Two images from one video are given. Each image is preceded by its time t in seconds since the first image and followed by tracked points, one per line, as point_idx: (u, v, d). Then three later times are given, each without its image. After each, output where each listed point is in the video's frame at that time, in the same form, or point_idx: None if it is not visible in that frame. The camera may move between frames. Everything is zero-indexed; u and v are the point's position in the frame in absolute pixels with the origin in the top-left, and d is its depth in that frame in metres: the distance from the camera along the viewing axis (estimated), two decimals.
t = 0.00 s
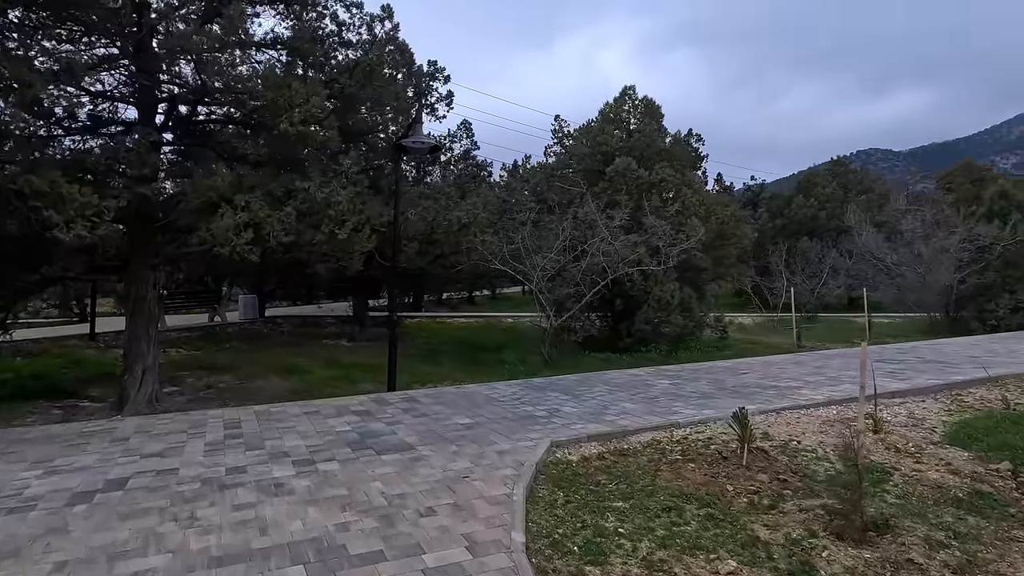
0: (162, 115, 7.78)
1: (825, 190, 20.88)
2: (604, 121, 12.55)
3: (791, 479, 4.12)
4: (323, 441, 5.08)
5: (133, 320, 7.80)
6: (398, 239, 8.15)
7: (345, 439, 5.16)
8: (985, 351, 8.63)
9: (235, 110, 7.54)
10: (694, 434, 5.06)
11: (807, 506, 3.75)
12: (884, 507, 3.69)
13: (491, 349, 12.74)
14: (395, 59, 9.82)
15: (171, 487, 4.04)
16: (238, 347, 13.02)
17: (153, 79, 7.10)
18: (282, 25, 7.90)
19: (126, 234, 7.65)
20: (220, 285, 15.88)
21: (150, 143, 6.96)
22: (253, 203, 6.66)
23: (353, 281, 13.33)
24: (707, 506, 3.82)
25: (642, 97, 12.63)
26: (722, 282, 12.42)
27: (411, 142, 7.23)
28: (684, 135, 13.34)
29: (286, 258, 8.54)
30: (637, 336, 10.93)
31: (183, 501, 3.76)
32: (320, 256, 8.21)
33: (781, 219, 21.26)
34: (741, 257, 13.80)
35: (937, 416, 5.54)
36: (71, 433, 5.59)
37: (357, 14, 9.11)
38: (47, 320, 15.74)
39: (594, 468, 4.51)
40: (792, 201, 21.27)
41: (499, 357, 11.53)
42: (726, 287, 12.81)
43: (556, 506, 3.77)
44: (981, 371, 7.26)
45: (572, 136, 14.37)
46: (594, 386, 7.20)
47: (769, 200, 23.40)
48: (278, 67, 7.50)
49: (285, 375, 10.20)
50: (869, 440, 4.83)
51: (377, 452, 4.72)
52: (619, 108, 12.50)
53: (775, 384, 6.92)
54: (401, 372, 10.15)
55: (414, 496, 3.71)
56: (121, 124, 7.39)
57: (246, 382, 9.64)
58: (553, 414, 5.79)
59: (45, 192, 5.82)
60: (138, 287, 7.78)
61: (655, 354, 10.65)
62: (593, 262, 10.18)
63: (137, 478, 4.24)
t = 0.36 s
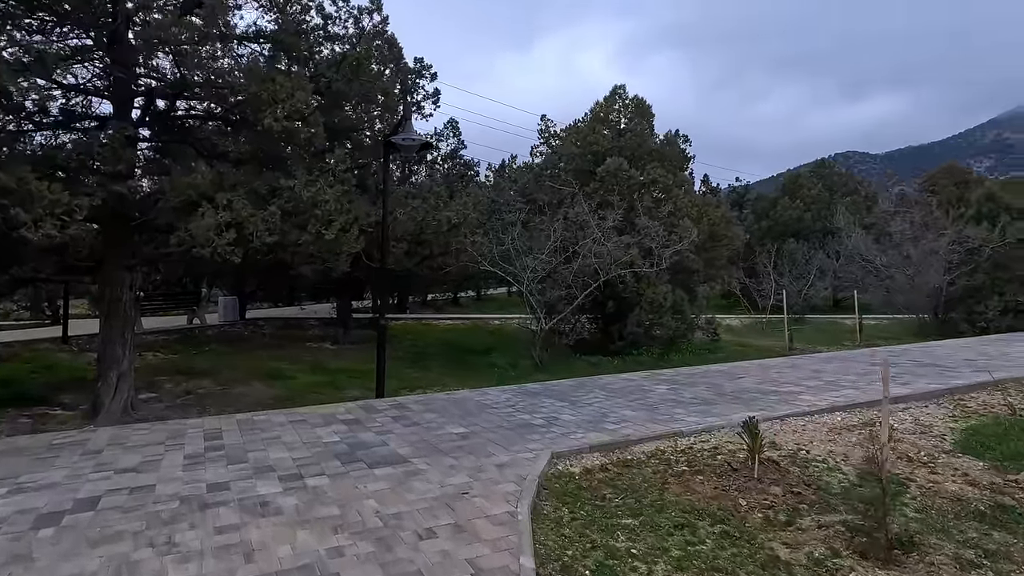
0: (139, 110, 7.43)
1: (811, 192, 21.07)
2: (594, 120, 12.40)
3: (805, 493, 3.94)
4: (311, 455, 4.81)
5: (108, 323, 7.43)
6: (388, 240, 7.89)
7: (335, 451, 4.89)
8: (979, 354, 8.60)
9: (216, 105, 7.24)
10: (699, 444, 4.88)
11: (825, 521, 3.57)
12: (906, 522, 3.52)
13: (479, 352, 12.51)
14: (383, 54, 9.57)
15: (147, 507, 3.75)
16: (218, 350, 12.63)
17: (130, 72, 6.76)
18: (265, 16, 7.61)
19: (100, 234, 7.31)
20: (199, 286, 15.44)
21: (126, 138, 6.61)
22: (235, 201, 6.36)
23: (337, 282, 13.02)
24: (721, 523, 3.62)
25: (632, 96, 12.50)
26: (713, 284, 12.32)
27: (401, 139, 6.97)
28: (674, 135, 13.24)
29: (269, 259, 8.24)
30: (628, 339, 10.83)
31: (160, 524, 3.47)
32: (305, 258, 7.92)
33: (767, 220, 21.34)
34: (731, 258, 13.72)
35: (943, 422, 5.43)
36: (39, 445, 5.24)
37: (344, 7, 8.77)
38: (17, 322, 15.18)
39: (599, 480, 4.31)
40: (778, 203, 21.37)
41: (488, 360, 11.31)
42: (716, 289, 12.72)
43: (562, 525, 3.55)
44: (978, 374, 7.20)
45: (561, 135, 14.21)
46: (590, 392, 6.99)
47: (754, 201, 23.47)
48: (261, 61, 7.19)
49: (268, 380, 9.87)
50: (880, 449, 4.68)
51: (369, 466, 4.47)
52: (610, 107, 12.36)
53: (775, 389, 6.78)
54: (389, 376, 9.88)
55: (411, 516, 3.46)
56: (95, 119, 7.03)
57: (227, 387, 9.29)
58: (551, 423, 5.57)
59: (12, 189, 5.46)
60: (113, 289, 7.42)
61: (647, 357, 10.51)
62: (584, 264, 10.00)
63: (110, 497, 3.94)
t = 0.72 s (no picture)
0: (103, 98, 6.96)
1: (793, 190, 21.14)
2: (580, 115, 12.17)
3: (815, 506, 3.71)
4: (286, 466, 4.48)
5: (69, 324, 6.97)
6: (367, 237, 7.56)
7: (311, 462, 4.56)
8: (969, 355, 8.50)
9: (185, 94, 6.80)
10: (698, 453, 4.65)
11: (841, 538, 3.34)
12: (924, 536, 3.30)
13: (462, 352, 12.22)
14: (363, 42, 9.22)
15: (101, 529, 3.39)
16: (190, 351, 12.16)
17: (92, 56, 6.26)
18: None
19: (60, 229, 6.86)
20: (171, 285, 14.90)
21: (86, 126, 6.18)
22: (204, 193, 5.98)
23: (316, 280, 12.63)
24: (729, 540, 3.37)
25: (618, 91, 12.28)
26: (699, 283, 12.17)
27: (381, 130, 6.63)
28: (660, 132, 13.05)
29: (243, 255, 7.85)
30: (615, 339, 10.62)
31: (114, 549, 3.12)
32: (281, 254, 7.55)
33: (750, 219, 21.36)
34: (717, 257, 13.60)
35: (945, 426, 5.25)
36: None
37: None
38: None
39: (595, 493, 4.04)
40: (761, 202, 21.42)
41: (472, 361, 11.02)
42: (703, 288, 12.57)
43: (559, 544, 3.28)
44: (972, 375, 7.08)
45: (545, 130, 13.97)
46: (579, 396, 6.72)
47: (736, 201, 23.46)
48: (233, 45, 6.72)
49: (242, 382, 9.45)
50: (885, 456, 4.47)
51: (348, 478, 4.15)
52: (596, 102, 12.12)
53: (770, 391, 6.57)
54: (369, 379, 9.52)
55: (395, 537, 3.16)
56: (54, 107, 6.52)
57: (198, 391, 8.86)
58: (542, 430, 5.28)
59: None
60: (75, 287, 6.96)
61: (634, 358, 10.31)
62: (571, 262, 9.76)
63: (61, 517, 3.57)
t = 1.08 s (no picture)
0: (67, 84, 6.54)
1: (776, 189, 21.40)
2: (565, 110, 11.95)
3: (825, 516, 3.52)
4: (263, 477, 4.19)
5: (30, 324, 6.55)
6: (348, 234, 7.27)
7: (289, 472, 4.28)
8: (958, 354, 8.48)
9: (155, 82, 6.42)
10: (698, 459, 4.45)
11: (856, 552, 3.14)
12: (943, 549, 3.13)
13: (446, 352, 11.97)
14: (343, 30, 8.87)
15: (56, 552, 3.07)
16: (162, 351, 11.71)
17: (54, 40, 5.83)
18: None
19: (21, 224, 6.45)
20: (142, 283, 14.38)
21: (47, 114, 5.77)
22: (174, 185, 5.62)
23: (294, 279, 12.25)
24: (739, 554, 3.16)
25: (604, 86, 12.07)
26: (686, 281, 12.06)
27: (363, 120, 6.31)
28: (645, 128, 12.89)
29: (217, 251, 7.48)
30: (602, 339, 10.45)
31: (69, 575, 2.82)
32: (257, 251, 7.20)
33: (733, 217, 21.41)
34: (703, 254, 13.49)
35: (945, 428, 5.13)
36: None
37: None
38: None
39: (593, 503, 3.82)
40: (744, 199, 21.56)
41: (456, 361, 10.77)
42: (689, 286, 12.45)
43: (558, 562, 3.04)
44: (963, 375, 7.01)
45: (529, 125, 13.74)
46: (569, 398, 6.51)
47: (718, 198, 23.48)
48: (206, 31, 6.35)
49: (217, 384, 9.09)
50: (889, 461, 4.32)
51: (330, 490, 3.88)
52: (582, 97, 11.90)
53: (764, 392, 6.42)
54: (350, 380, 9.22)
55: (382, 558, 2.90)
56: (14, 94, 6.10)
57: (170, 393, 8.48)
58: (533, 435, 5.06)
59: None
60: (36, 285, 6.55)
61: (621, 358, 10.15)
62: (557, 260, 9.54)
63: (12, 538, 3.24)
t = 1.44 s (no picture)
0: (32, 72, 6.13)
1: (759, 189, 21.57)
2: (553, 106, 11.75)
3: (846, 532, 3.33)
4: (243, 494, 3.88)
5: None
6: (331, 233, 6.91)
7: (271, 488, 3.98)
8: (950, 355, 8.43)
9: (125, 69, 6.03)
10: (705, 470, 4.24)
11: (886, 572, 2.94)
12: (977, 567, 2.93)
13: (430, 354, 11.69)
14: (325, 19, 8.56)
15: None
16: (134, 354, 11.24)
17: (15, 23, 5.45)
18: None
19: None
20: (113, 283, 13.83)
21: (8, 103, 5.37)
22: (145, 178, 5.26)
23: (273, 278, 11.86)
24: None
25: (592, 83, 11.88)
26: (674, 281, 11.92)
27: (347, 111, 5.98)
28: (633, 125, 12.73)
29: (193, 249, 7.10)
30: (591, 340, 10.26)
31: None
32: (235, 249, 6.85)
33: (716, 217, 21.43)
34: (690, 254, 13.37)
35: (953, 433, 4.99)
36: None
37: None
38: None
39: (599, 519, 3.59)
40: (728, 199, 21.68)
41: (442, 363, 10.50)
42: (677, 286, 12.32)
43: None
44: (960, 376, 6.93)
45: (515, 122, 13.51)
46: (563, 403, 6.27)
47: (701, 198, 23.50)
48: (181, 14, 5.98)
49: (192, 388, 8.70)
50: (903, 470, 4.15)
51: (316, 508, 3.59)
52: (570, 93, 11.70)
53: (763, 396, 6.25)
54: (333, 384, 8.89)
55: None
56: None
57: (142, 399, 8.06)
58: (530, 444, 4.81)
59: None
60: None
61: (611, 360, 9.98)
62: (546, 259, 9.31)
63: None
